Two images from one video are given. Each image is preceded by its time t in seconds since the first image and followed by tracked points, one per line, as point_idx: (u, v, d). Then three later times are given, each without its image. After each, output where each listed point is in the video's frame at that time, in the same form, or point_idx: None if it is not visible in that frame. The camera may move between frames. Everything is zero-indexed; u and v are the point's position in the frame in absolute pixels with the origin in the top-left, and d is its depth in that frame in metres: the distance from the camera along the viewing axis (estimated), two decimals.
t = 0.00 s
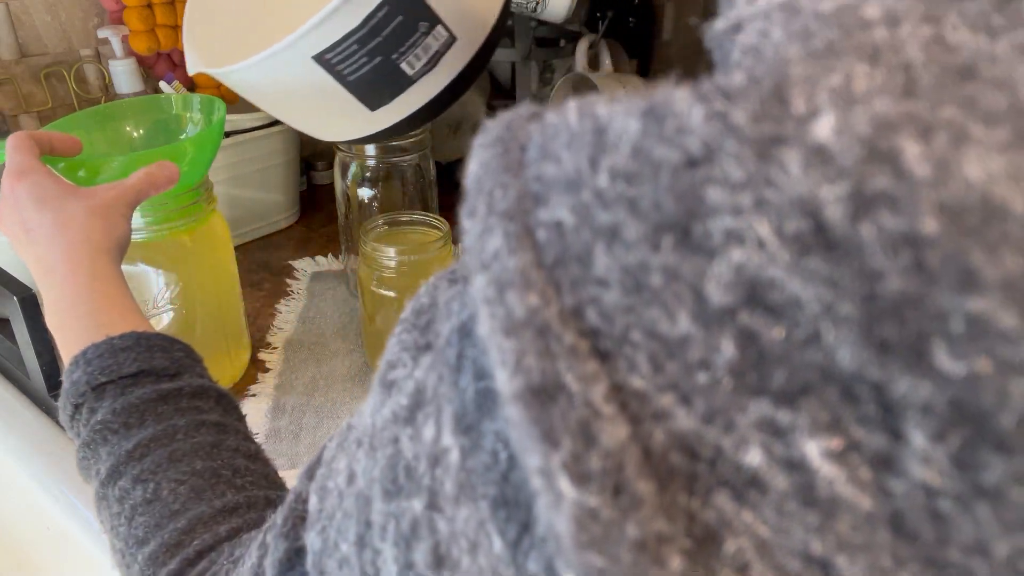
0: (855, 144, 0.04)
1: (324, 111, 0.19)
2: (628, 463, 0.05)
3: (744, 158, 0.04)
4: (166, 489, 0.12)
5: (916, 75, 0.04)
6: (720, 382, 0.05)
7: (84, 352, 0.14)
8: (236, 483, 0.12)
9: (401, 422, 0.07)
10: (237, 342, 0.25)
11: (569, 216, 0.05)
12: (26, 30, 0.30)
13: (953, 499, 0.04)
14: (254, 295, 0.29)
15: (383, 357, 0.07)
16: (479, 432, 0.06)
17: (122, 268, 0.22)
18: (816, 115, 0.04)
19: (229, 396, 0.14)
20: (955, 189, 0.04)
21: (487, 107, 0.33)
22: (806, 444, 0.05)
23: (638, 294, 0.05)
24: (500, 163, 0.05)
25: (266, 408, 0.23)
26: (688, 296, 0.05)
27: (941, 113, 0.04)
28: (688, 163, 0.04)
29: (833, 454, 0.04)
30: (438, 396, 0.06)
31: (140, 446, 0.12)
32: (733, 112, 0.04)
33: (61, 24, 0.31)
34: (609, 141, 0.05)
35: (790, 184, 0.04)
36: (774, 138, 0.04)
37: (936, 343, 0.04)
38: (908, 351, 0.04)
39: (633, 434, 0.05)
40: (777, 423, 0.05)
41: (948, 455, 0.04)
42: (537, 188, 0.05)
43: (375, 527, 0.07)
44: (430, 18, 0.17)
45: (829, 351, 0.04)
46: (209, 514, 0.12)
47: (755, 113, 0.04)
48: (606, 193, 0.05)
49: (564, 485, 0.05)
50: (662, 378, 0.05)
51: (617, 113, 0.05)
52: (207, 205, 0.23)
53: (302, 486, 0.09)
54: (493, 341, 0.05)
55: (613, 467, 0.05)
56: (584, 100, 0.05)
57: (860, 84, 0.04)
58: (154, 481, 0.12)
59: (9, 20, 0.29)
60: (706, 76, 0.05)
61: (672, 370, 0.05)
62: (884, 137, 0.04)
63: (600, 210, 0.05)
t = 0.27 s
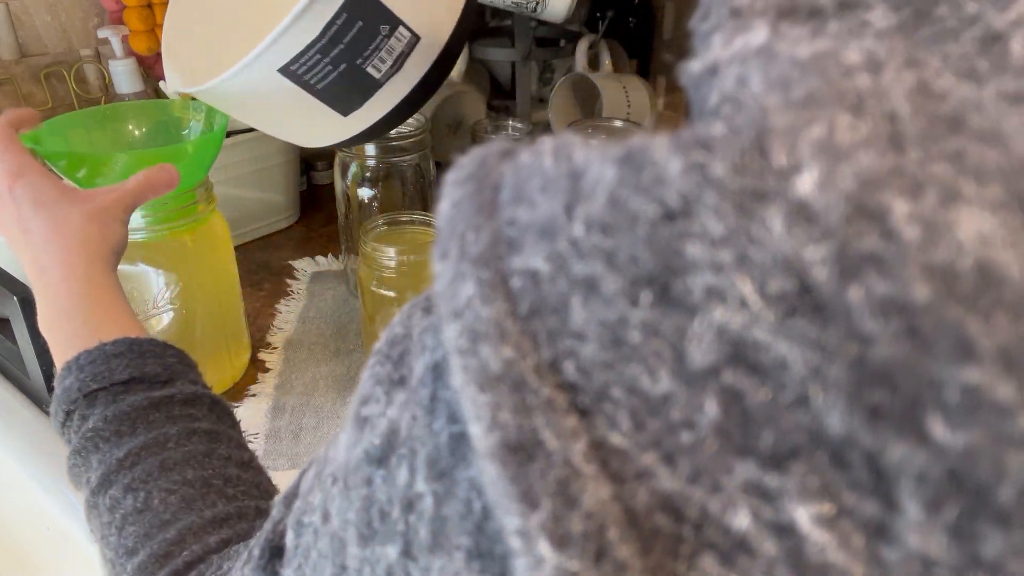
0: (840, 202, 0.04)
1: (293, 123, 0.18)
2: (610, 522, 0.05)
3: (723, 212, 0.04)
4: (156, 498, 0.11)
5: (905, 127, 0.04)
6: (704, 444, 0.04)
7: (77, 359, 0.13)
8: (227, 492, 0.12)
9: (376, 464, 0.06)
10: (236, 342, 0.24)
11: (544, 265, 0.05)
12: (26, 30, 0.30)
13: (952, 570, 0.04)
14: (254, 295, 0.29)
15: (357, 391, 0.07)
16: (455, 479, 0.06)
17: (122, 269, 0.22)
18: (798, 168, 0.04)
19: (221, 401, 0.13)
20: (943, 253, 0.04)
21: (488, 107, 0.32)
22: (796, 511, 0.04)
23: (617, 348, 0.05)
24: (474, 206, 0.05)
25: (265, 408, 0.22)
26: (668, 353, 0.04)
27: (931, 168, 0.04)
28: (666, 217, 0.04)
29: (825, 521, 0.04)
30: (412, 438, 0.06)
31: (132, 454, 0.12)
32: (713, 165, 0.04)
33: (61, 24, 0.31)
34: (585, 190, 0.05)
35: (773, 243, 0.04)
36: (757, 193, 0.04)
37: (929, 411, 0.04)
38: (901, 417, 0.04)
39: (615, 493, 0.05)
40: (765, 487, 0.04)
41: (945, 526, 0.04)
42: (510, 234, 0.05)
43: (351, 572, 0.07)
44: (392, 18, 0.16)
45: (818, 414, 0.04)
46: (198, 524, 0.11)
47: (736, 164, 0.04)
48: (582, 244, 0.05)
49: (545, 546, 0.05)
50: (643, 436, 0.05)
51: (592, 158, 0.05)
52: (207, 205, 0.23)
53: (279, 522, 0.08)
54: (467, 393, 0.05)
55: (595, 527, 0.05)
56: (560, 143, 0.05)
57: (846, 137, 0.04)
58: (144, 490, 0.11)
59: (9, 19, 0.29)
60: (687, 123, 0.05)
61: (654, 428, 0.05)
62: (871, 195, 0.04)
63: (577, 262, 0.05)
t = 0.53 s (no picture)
0: (750, 258, 0.04)
1: (279, 124, 0.17)
2: None
3: (640, 265, 0.04)
4: (195, 525, 0.11)
5: (822, 180, 0.04)
6: (632, 497, 0.04)
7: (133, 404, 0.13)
8: (261, 519, 0.12)
9: (331, 506, 0.06)
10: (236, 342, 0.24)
11: (477, 309, 0.05)
12: (26, 30, 0.28)
13: None
14: (253, 295, 0.28)
15: (323, 432, 0.07)
16: (393, 526, 0.06)
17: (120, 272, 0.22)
18: (712, 222, 0.04)
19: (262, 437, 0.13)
20: (852, 314, 0.04)
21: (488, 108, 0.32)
22: (722, 568, 0.04)
23: (546, 398, 0.05)
24: (414, 246, 0.05)
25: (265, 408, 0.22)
26: (595, 404, 0.04)
27: (844, 223, 0.04)
28: (587, 267, 0.04)
29: None
30: (360, 484, 0.06)
31: (176, 485, 0.12)
32: (629, 215, 0.04)
33: (61, 23, 0.29)
34: (513, 234, 0.05)
35: (687, 300, 0.04)
36: (675, 247, 0.04)
37: (846, 474, 0.04)
38: (819, 477, 0.04)
39: (548, 544, 0.05)
40: (694, 545, 0.04)
41: None
42: (445, 275, 0.05)
43: None
44: (376, 17, 0.16)
45: (739, 472, 0.04)
46: (232, 548, 0.11)
47: (652, 215, 0.04)
48: (510, 289, 0.05)
49: None
50: (574, 488, 0.05)
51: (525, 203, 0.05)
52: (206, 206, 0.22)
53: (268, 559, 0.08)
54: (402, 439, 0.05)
55: None
56: (499, 182, 0.05)
57: (761, 187, 0.04)
58: (184, 518, 0.11)
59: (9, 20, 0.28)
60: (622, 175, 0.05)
61: (585, 480, 0.05)
62: (781, 251, 0.04)
63: (506, 308, 0.05)
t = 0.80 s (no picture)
0: (686, 212, 0.04)
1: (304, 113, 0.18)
2: (505, 510, 0.05)
3: (592, 217, 0.05)
4: (231, 485, 0.13)
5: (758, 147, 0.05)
6: (585, 433, 0.05)
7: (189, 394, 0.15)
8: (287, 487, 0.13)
9: (331, 451, 0.07)
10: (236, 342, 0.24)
11: (455, 260, 0.05)
12: (26, 29, 0.29)
13: (795, 563, 0.05)
14: (254, 295, 0.29)
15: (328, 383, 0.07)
16: (383, 469, 0.06)
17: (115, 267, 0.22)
18: (655, 181, 0.05)
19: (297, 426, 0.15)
20: (768, 263, 0.04)
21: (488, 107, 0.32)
22: (661, 502, 0.05)
23: (512, 343, 0.05)
24: (412, 202, 0.05)
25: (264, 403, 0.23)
26: (552, 346, 0.05)
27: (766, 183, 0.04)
28: (548, 220, 0.05)
29: (686, 511, 0.05)
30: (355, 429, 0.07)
31: (218, 453, 0.13)
32: (587, 172, 0.05)
33: (61, 23, 0.30)
34: (491, 189, 0.05)
35: (629, 251, 0.05)
36: (622, 200, 0.05)
37: (762, 414, 0.04)
38: (739, 416, 0.04)
39: (511, 479, 0.05)
40: (637, 479, 0.05)
41: (781, 522, 0.05)
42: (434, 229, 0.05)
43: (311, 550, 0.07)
44: (403, 12, 0.17)
45: (672, 413, 0.05)
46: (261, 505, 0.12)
47: (605, 173, 0.05)
48: (484, 241, 0.05)
49: (449, 527, 0.05)
50: (537, 426, 0.05)
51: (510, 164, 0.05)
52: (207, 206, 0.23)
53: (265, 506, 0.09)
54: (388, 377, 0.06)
55: (492, 511, 0.05)
56: (491, 149, 0.05)
57: (702, 148, 0.05)
58: (223, 478, 0.13)
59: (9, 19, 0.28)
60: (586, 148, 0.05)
61: (546, 419, 0.05)
62: (713, 207, 0.04)
63: (481, 257, 0.05)
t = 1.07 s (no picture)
0: (948, 103, 0.03)
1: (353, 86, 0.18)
2: (650, 469, 0.05)
3: (816, 122, 0.04)
4: (219, 549, 0.12)
5: (1010, 8, 0.04)
6: (765, 385, 0.04)
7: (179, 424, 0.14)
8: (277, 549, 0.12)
9: (382, 444, 0.07)
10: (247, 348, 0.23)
11: (599, 191, 0.04)
12: (27, 30, 0.28)
13: None
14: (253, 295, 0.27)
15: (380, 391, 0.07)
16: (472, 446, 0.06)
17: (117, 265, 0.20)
18: (902, 70, 0.04)
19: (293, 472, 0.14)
20: None
21: (486, 106, 0.32)
22: (863, 459, 0.04)
23: (676, 279, 0.04)
24: (526, 141, 0.05)
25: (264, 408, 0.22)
26: (730, 283, 0.04)
27: None
28: (744, 128, 0.04)
29: (895, 471, 0.04)
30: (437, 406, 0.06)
31: (205, 509, 0.13)
32: (806, 69, 0.04)
33: (62, 23, 0.29)
34: (658, 110, 0.04)
35: (865, 153, 0.04)
36: (854, 100, 0.04)
37: None
38: (1000, 356, 0.03)
39: (658, 439, 0.05)
40: (829, 436, 0.04)
41: None
42: (565, 162, 0.05)
43: (365, 552, 0.07)
44: None
45: (899, 354, 0.04)
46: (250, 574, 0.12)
47: (830, 66, 0.04)
48: (645, 163, 0.04)
49: (580, 491, 0.05)
50: (697, 379, 0.04)
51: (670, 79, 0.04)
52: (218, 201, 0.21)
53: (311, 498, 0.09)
54: (508, 331, 0.05)
55: (633, 474, 0.05)
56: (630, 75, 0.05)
57: (971, 32, 0.04)
58: (208, 542, 0.12)
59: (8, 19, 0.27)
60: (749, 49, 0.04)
61: (710, 370, 0.04)
62: (989, 94, 0.03)
63: (637, 184, 0.04)
